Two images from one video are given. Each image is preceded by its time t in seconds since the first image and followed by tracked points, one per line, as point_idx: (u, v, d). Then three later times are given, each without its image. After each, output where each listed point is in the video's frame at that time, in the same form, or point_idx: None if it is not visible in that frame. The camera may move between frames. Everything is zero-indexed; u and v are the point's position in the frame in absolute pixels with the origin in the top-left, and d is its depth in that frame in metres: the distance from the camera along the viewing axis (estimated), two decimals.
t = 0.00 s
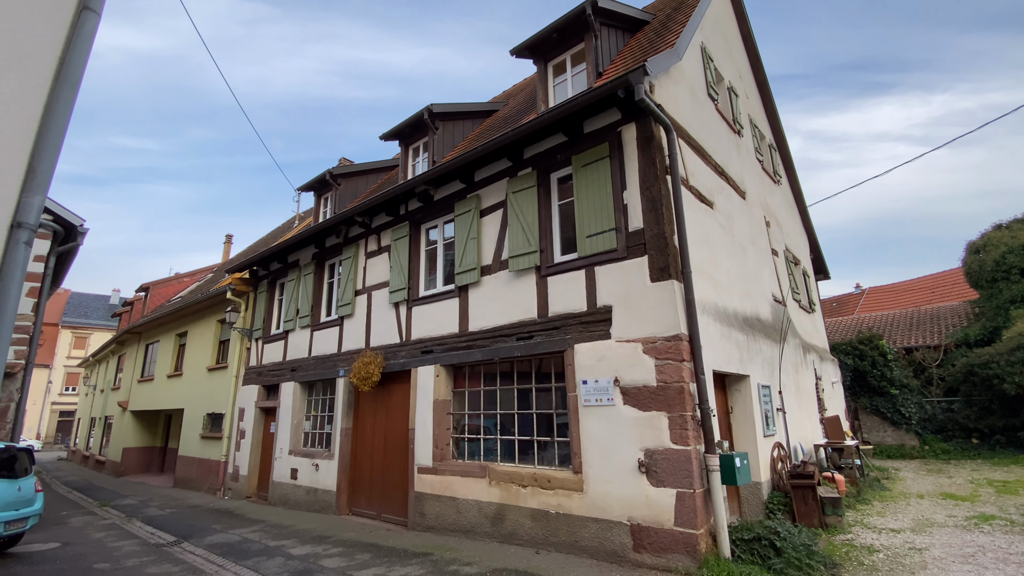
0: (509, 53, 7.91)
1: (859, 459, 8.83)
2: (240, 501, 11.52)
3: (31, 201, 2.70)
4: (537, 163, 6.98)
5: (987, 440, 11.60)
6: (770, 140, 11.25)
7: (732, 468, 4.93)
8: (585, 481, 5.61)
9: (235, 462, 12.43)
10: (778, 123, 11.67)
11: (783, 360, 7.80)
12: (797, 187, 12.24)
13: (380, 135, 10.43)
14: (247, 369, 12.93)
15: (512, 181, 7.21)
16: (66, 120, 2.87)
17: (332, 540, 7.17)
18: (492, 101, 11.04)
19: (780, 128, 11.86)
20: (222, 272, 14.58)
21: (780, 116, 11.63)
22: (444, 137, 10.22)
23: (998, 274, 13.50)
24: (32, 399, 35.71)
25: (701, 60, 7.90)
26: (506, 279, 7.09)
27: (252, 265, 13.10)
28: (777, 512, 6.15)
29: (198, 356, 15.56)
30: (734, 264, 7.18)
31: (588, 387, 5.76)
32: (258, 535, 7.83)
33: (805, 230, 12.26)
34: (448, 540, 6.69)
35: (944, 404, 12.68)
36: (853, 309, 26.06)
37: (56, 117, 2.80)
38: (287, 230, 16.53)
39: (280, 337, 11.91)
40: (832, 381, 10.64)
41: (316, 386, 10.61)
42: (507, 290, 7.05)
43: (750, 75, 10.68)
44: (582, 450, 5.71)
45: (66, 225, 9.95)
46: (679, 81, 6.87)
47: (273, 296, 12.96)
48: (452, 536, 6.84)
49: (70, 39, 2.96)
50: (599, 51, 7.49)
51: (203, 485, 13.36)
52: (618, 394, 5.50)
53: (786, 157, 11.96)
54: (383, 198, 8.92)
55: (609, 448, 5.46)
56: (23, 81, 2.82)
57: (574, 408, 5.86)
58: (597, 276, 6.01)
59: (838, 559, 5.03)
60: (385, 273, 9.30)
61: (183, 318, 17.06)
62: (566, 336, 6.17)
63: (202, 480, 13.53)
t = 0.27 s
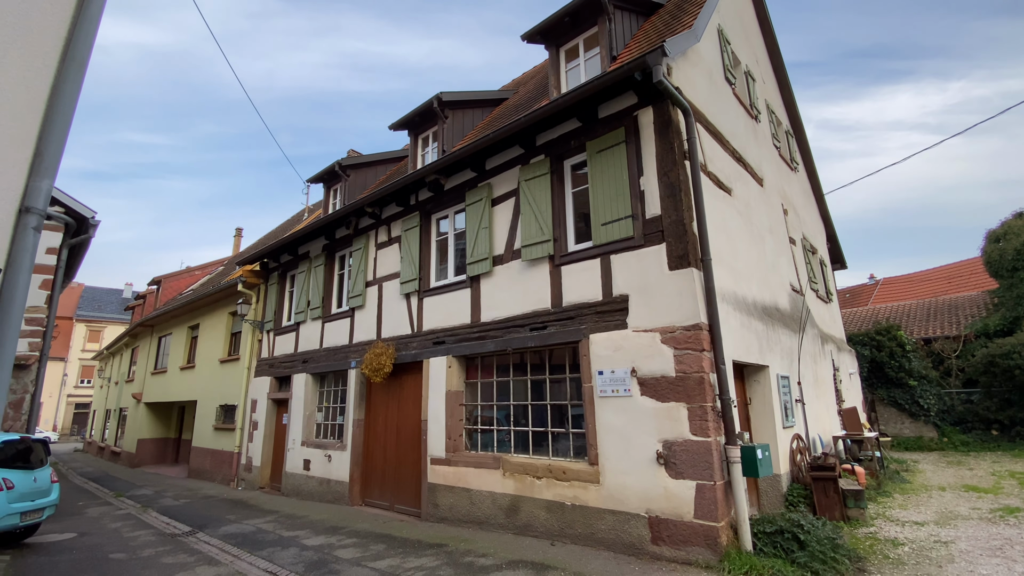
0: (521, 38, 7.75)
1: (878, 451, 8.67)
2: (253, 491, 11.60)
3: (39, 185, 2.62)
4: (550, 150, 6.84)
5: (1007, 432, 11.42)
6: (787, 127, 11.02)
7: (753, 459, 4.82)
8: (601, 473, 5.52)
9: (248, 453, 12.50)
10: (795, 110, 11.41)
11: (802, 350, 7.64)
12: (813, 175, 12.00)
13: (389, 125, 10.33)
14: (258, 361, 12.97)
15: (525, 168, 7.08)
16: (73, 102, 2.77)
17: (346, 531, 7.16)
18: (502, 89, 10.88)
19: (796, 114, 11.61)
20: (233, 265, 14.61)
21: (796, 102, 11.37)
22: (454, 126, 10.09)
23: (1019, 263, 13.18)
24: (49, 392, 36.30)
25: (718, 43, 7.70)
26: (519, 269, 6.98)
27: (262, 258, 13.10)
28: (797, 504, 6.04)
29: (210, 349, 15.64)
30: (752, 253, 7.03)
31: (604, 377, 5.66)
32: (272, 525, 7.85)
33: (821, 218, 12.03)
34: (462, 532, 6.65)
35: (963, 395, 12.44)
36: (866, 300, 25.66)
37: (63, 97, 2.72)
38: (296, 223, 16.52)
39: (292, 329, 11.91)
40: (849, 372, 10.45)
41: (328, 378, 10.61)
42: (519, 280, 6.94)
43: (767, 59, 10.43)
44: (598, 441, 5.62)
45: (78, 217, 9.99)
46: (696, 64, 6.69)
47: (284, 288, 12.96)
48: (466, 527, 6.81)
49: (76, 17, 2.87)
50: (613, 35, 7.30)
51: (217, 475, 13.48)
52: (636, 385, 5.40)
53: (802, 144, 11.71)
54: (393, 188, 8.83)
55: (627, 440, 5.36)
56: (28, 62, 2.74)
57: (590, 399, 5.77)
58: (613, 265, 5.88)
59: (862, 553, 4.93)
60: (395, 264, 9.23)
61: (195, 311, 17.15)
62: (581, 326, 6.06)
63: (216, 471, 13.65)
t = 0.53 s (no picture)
0: (532, 20, 7.56)
1: (897, 441, 8.53)
2: (266, 480, 11.67)
3: (45, 167, 2.55)
4: (562, 134, 6.69)
5: None
6: (803, 110, 10.76)
7: (774, 449, 4.72)
8: (616, 463, 5.44)
9: (260, 442, 12.57)
10: (812, 92, 11.13)
11: (820, 339, 7.49)
12: (830, 160, 11.74)
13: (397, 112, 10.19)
14: (269, 351, 12.99)
15: (536, 153, 6.93)
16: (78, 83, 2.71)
17: (359, 520, 7.16)
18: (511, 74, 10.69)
19: (813, 97, 11.32)
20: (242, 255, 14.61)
21: (813, 84, 11.09)
22: (463, 112, 9.93)
23: None
24: (64, 382, 36.86)
25: (736, 23, 7.48)
26: (531, 256, 6.86)
27: (271, 248, 13.07)
28: (816, 495, 5.93)
29: (221, 339, 15.71)
30: (770, 238, 6.87)
31: (619, 365, 5.56)
32: (285, 514, 7.88)
33: (838, 204, 11.78)
34: (475, 521, 6.62)
35: (982, 384, 12.23)
36: (879, 289, 25.22)
37: (67, 77, 2.65)
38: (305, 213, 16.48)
39: (301, 319, 11.90)
40: (866, 361, 10.28)
41: (338, 367, 10.60)
42: (532, 268, 6.83)
43: (783, 41, 10.16)
44: (613, 431, 5.53)
45: (87, 208, 9.99)
46: (714, 44, 6.50)
47: (293, 278, 12.93)
48: (479, 516, 6.77)
49: None
50: (626, 15, 7.09)
51: (230, 464, 13.59)
52: (652, 373, 5.29)
53: (818, 128, 11.44)
54: (402, 176, 8.71)
55: (643, 429, 5.26)
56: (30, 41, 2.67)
57: (604, 388, 5.67)
58: (629, 251, 5.75)
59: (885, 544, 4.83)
60: (405, 253, 9.14)
61: (205, 301, 17.22)
62: (595, 314, 5.94)
63: (228, 460, 13.76)
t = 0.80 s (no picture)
0: None
1: (913, 429, 8.38)
2: (275, 468, 11.72)
3: (40, 145, 2.47)
4: (572, 115, 6.52)
5: None
6: (819, 91, 10.47)
7: (792, 436, 4.61)
8: (628, 450, 5.34)
9: (269, 430, 12.61)
10: (828, 73, 10.82)
11: (836, 325, 7.32)
12: (845, 143, 11.46)
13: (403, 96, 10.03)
14: (277, 340, 12.99)
15: (545, 136, 6.77)
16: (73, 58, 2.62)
17: (368, 507, 7.14)
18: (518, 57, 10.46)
19: (829, 78, 11.01)
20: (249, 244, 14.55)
21: (829, 64, 10.78)
22: (469, 96, 9.75)
23: None
24: (77, 372, 37.31)
25: None
26: (540, 242, 6.72)
27: (278, 236, 13.00)
28: (832, 483, 5.82)
29: (229, 328, 15.73)
30: (786, 222, 6.70)
31: (631, 352, 5.44)
32: (295, 501, 7.88)
33: (853, 188, 11.52)
34: (485, 508, 6.56)
35: (999, 371, 12.03)
36: (891, 276, 24.83)
37: (63, 52, 2.57)
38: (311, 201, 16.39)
39: (309, 308, 11.86)
40: (880, 348, 10.09)
41: (346, 355, 10.56)
42: (540, 253, 6.70)
43: (799, 19, 9.86)
44: (625, 418, 5.42)
45: (93, 196, 9.93)
46: (729, 20, 6.28)
47: (299, 267, 12.87)
48: (488, 503, 6.72)
49: None
50: None
51: (240, 452, 13.67)
52: (665, 359, 5.17)
53: (834, 110, 11.15)
54: (408, 161, 8.57)
55: (656, 417, 5.16)
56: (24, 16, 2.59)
57: (616, 375, 5.56)
58: (641, 235, 5.61)
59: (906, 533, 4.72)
60: (411, 240, 9.03)
61: (213, 291, 17.24)
62: (606, 300, 5.81)
63: (238, 448, 13.84)
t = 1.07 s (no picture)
0: None
1: (928, 419, 8.20)
2: (282, 458, 11.72)
3: (21, 125, 2.35)
4: (579, 98, 6.33)
5: None
6: (832, 73, 10.19)
7: (807, 427, 4.47)
8: (636, 441, 5.22)
9: (275, 421, 12.60)
10: (842, 55, 10.53)
11: (850, 313, 7.13)
12: (859, 127, 11.17)
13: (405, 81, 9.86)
14: (282, 331, 12.94)
15: (551, 120, 6.59)
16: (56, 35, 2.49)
17: (373, 498, 7.08)
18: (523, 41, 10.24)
19: (843, 60, 10.71)
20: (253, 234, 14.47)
21: (843, 46, 10.48)
22: (473, 81, 9.56)
23: None
24: (87, 363, 37.73)
25: None
26: (546, 229, 6.57)
27: (281, 226, 12.90)
28: (846, 475, 5.68)
29: (235, 319, 15.72)
30: (800, 207, 6.50)
31: (640, 341, 5.29)
32: (300, 491, 7.85)
33: (866, 174, 11.25)
34: (491, 499, 6.48)
35: (1014, 360, 11.79)
36: (902, 265, 24.42)
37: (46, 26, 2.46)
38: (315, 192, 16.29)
39: (313, 298, 11.78)
40: (894, 337, 9.88)
41: (351, 346, 10.48)
42: (546, 241, 6.54)
43: None
44: (633, 409, 5.29)
45: (95, 185, 9.85)
46: None
47: (303, 257, 12.77)
48: (494, 494, 6.63)
49: None
50: None
51: (247, 443, 13.69)
52: (675, 349, 5.02)
53: (847, 93, 10.85)
54: (410, 147, 8.40)
55: (665, 408, 5.02)
56: None
57: (624, 365, 5.42)
58: (650, 221, 5.45)
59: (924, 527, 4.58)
60: (415, 229, 8.89)
61: (218, 282, 17.22)
62: (614, 288, 5.67)
63: (245, 439, 13.87)
